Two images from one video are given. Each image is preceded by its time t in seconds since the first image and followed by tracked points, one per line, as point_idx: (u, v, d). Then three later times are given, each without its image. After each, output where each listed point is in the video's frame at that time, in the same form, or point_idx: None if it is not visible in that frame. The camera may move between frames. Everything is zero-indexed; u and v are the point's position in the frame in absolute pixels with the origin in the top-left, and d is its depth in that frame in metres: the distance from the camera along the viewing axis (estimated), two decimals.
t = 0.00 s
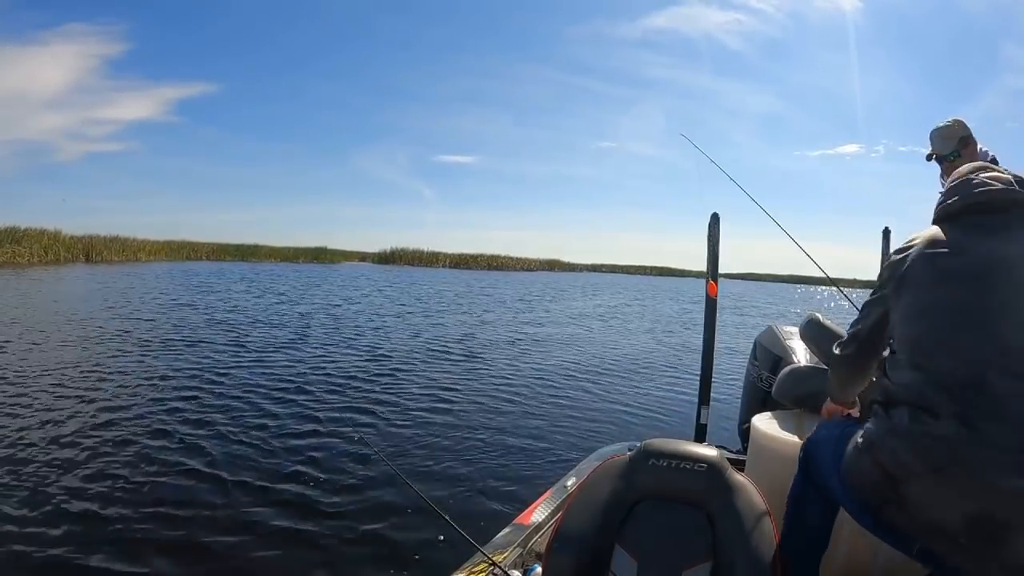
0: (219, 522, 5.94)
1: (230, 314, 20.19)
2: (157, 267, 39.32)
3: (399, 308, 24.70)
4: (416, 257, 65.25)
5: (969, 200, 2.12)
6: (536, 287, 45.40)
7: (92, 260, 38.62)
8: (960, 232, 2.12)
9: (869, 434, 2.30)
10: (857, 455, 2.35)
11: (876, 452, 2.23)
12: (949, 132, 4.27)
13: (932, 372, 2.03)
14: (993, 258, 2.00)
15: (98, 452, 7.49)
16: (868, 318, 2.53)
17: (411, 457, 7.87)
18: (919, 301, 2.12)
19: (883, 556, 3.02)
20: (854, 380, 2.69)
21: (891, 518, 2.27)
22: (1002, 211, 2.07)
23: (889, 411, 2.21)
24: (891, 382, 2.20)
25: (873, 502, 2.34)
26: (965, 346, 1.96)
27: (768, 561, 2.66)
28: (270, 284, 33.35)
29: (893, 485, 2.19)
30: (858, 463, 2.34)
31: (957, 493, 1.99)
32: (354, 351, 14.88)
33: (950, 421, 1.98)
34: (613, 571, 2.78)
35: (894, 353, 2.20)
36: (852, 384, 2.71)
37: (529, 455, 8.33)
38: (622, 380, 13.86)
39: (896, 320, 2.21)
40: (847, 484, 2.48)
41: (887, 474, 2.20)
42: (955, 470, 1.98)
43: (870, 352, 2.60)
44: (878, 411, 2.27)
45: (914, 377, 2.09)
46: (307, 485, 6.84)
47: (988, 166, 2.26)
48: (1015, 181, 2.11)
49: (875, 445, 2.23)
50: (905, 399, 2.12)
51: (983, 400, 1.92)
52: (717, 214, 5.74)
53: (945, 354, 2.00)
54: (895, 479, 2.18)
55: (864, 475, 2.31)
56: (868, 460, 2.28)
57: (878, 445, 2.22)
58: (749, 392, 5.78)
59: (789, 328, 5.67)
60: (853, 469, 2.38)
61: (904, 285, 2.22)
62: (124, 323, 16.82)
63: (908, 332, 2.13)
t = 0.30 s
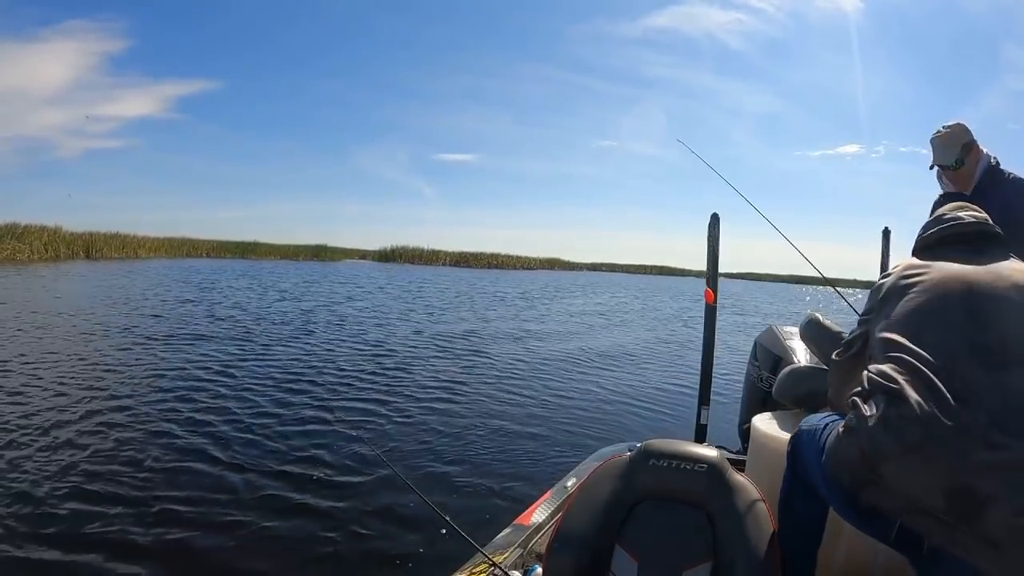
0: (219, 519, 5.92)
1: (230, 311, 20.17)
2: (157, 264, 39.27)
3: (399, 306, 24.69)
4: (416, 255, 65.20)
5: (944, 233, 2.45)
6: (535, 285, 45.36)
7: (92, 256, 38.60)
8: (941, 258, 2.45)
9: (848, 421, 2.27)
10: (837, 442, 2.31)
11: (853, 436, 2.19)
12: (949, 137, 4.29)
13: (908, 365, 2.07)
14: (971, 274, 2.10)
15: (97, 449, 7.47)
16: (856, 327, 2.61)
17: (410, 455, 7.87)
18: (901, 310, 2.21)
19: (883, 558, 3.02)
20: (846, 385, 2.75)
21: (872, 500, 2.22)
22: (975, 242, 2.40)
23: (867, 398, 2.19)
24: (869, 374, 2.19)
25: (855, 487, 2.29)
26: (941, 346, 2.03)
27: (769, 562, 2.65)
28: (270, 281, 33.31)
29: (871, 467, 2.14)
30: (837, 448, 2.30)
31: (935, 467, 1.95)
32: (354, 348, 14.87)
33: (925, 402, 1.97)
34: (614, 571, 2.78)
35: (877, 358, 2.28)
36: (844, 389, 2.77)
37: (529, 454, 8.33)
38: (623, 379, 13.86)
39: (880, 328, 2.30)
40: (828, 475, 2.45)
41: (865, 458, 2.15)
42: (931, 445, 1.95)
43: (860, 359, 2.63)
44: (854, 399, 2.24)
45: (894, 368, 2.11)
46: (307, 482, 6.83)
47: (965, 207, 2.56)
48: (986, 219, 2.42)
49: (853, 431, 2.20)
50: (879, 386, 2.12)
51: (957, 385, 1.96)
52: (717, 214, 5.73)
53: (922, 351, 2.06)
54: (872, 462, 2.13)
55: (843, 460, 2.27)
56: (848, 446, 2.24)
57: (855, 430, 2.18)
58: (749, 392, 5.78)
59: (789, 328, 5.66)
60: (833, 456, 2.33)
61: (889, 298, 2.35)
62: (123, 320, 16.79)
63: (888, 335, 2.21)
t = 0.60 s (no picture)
0: (219, 522, 5.92)
1: (229, 310, 20.15)
2: (157, 262, 39.24)
3: (399, 304, 24.67)
4: (416, 253, 65.13)
5: (947, 242, 2.48)
6: (535, 284, 45.32)
7: (92, 255, 38.60)
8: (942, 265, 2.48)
9: (847, 418, 2.25)
10: (835, 439, 2.29)
11: (851, 432, 2.17)
12: (949, 154, 4.26)
13: (905, 364, 2.08)
14: (969, 278, 2.12)
15: (97, 448, 7.46)
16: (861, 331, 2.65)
17: (410, 454, 7.87)
18: (901, 313, 2.25)
19: (883, 561, 3.04)
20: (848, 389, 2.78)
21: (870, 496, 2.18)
22: (977, 252, 2.41)
23: (864, 396, 2.18)
24: (870, 374, 2.20)
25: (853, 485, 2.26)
26: (936, 345, 2.05)
27: (768, 562, 2.65)
28: (270, 279, 33.30)
29: (867, 461, 2.11)
30: (835, 444, 2.27)
31: (931, 461, 1.93)
32: (354, 347, 14.85)
33: (921, 398, 1.97)
34: (614, 571, 2.79)
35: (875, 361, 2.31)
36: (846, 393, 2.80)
37: (528, 454, 8.33)
38: (623, 378, 13.86)
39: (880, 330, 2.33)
40: (827, 474, 2.43)
41: (861, 454, 2.13)
42: (927, 439, 1.94)
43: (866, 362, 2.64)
44: (852, 397, 2.24)
45: (892, 367, 2.12)
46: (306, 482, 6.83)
47: (973, 218, 2.57)
48: (992, 230, 2.43)
49: (852, 426, 2.19)
50: (877, 383, 2.12)
51: (952, 382, 1.96)
52: (717, 214, 5.72)
53: (918, 351, 2.08)
54: (868, 457, 2.11)
55: (841, 456, 2.24)
56: (846, 442, 2.21)
57: (854, 428, 2.16)
58: (749, 392, 5.77)
59: (789, 328, 5.66)
60: (831, 454, 2.31)
61: (891, 305, 2.37)
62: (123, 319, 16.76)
63: (887, 336, 2.24)
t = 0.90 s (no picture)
0: (220, 513, 5.91)
1: (229, 310, 20.15)
2: (156, 264, 39.23)
3: (399, 305, 24.69)
4: (415, 254, 65.12)
5: (955, 239, 2.48)
6: (534, 286, 45.31)
7: (91, 258, 38.60)
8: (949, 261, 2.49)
9: (854, 420, 2.23)
10: (843, 443, 2.26)
11: (861, 435, 2.14)
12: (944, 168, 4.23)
13: (915, 362, 2.08)
14: (980, 277, 2.14)
15: (99, 442, 7.46)
16: (866, 324, 2.66)
17: (410, 453, 7.87)
18: (910, 309, 2.25)
19: (883, 563, 3.05)
20: (849, 383, 2.79)
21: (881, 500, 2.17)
22: (986, 249, 2.42)
23: (872, 396, 2.15)
24: (878, 372, 2.18)
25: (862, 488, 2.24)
26: (946, 343, 2.06)
27: (768, 562, 2.66)
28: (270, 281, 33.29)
29: (879, 465, 2.09)
30: (841, 448, 2.25)
31: (949, 464, 1.92)
32: (354, 347, 14.86)
33: (935, 398, 1.97)
34: (613, 571, 2.79)
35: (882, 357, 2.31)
36: (847, 387, 2.80)
37: (529, 454, 8.33)
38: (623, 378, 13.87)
39: (887, 325, 2.33)
40: (833, 479, 2.42)
41: (872, 457, 2.11)
42: (942, 440, 1.93)
43: (869, 358, 2.65)
44: (859, 396, 2.21)
45: (902, 365, 2.10)
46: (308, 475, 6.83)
47: (983, 215, 2.58)
48: (1003, 228, 2.44)
49: (861, 428, 2.16)
50: (886, 382, 2.11)
51: (962, 380, 1.98)
52: (717, 214, 5.74)
53: (930, 349, 2.07)
54: (879, 460, 2.09)
55: (849, 459, 2.21)
56: (855, 445, 2.19)
57: (863, 429, 2.14)
58: (749, 392, 5.78)
59: (789, 328, 5.67)
60: (838, 457, 2.28)
61: (899, 301, 2.37)
62: (123, 319, 16.76)
63: (894, 333, 2.23)
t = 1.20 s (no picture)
0: (219, 516, 5.92)
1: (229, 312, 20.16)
2: (156, 267, 39.20)
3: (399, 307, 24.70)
4: (415, 256, 65.08)
5: (960, 239, 2.49)
6: (534, 287, 45.27)
7: (91, 261, 38.59)
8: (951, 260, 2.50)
9: (862, 427, 2.25)
10: (851, 450, 2.27)
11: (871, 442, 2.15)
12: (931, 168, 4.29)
13: (921, 365, 2.09)
14: (986, 275, 2.13)
15: (99, 446, 7.47)
16: (873, 326, 2.68)
17: (411, 455, 7.88)
18: (915, 311, 2.26)
19: (882, 564, 3.05)
20: (855, 385, 2.80)
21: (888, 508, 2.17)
22: (989, 247, 2.43)
23: (880, 401, 2.17)
24: (885, 377, 2.20)
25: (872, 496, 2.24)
26: (954, 344, 2.07)
27: (769, 563, 2.66)
28: (270, 283, 33.28)
29: (889, 472, 2.09)
30: (849, 456, 2.27)
31: (959, 469, 1.93)
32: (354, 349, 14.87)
33: (944, 402, 1.98)
34: (613, 571, 2.79)
35: (888, 361, 2.32)
36: (854, 389, 2.81)
37: (530, 455, 8.33)
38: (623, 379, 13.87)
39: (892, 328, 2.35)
40: (840, 487, 2.42)
41: (882, 463, 2.11)
42: (953, 444, 1.94)
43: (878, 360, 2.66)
44: (866, 402, 2.24)
45: (909, 369, 2.12)
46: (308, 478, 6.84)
47: (988, 214, 2.59)
48: (1008, 225, 2.44)
49: (871, 435, 2.17)
50: (894, 388, 2.12)
51: (970, 382, 1.99)
52: (717, 214, 5.75)
53: (936, 351, 2.09)
54: (889, 468, 2.09)
55: (858, 466, 2.22)
56: (864, 452, 2.19)
57: (873, 435, 2.15)
58: (749, 392, 5.78)
59: (789, 328, 5.67)
60: (846, 464, 2.28)
61: (904, 303, 2.38)
62: (123, 322, 16.77)
63: (899, 336, 2.24)
